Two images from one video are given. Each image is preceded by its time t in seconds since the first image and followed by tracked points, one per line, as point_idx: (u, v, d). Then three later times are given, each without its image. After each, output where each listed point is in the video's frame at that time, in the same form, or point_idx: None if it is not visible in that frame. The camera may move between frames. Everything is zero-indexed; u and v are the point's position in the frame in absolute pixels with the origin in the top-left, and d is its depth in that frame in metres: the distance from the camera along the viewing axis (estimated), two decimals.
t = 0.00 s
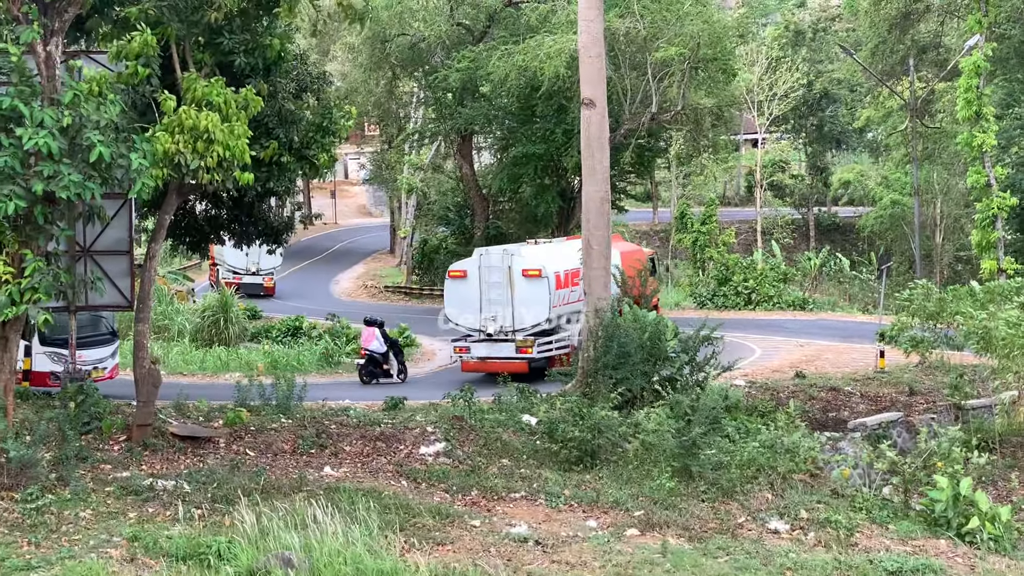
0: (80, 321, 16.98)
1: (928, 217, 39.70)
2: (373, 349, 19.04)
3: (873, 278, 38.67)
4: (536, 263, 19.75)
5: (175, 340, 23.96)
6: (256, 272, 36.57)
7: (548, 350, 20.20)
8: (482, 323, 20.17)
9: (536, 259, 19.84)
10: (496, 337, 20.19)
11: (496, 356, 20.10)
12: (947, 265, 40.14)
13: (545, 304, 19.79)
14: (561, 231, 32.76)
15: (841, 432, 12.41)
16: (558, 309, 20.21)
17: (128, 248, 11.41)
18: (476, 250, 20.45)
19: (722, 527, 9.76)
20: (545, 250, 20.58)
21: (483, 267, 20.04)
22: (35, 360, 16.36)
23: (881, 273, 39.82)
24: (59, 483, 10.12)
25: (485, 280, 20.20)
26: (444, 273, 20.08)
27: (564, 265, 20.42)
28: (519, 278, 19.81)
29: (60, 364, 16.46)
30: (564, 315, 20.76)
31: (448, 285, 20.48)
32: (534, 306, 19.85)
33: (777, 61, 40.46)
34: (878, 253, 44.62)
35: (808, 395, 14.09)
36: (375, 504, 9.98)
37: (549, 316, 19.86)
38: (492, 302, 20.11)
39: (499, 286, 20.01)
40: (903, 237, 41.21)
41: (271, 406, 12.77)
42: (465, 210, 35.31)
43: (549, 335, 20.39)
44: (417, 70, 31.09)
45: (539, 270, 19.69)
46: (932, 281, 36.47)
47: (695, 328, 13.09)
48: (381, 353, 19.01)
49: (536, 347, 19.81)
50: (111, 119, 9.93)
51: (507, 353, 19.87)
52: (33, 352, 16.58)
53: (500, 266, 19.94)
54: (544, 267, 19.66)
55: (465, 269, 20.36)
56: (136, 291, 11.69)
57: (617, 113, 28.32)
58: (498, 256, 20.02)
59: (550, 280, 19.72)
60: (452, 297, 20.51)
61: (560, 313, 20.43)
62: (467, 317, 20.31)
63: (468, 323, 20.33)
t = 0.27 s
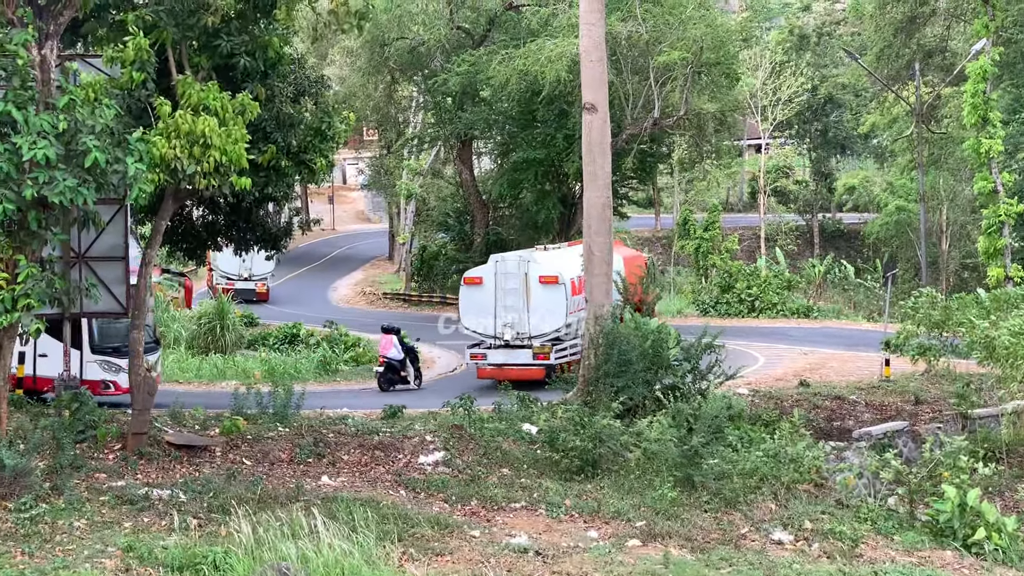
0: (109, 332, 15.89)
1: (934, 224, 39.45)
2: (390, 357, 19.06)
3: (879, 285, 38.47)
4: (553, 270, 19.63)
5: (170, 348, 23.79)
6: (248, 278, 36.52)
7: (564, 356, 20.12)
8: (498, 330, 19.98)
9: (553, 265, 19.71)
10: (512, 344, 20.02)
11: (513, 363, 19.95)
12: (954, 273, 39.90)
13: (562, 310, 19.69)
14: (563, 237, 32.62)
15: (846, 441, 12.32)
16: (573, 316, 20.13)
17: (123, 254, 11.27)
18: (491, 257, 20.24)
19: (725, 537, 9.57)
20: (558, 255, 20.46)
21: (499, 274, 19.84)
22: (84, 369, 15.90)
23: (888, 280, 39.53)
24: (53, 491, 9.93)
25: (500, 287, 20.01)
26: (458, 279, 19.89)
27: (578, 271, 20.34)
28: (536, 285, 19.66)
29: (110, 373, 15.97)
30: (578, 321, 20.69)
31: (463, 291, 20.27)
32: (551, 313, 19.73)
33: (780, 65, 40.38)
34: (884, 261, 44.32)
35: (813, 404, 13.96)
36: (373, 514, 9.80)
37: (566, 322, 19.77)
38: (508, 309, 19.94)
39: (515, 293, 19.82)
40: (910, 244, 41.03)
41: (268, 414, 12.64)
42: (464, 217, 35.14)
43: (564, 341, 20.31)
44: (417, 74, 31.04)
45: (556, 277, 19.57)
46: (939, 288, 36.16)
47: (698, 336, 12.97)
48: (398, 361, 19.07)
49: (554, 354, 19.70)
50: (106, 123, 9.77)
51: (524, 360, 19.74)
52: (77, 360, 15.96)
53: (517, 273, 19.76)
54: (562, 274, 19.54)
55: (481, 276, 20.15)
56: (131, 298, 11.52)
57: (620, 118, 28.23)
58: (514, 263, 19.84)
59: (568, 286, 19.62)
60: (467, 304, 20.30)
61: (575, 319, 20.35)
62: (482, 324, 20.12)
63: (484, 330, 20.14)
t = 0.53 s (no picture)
0: (159, 337, 15.65)
1: (939, 227, 39.29)
2: (407, 361, 19.06)
3: (885, 289, 38.30)
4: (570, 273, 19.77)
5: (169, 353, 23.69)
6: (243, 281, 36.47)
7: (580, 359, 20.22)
8: (515, 333, 20.04)
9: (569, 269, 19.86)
10: (529, 347, 20.07)
11: (530, 366, 19.99)
12: (959, 277, 39.76)
13: (579, 314, 19.81)
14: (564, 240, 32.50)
15: (852, 449, 12.09)
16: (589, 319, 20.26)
17: (120, 259, 11.15)
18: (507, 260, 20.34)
19: (728, 544, 9.43)
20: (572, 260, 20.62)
21: (515, 277, 19.94)
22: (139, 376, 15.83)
23: (893, 284, 39.38)
24: (49, 498, 9.79)
25: (517, 290, 20.11)
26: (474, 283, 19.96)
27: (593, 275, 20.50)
28: (553, 288, 19.78)
29: (164, 380, 15.78)
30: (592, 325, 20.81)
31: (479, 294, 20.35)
32: (568, 316, 19.85)
33: (784, 67, 40.27)
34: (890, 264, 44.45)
35: (817, 410, 13.87)
36: (373, 521, 9.66)
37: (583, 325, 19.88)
38: (525, 313, 20.01)
39: (532, 296, 19.90)
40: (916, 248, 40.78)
41: (266, 420, 12.52)
42: (464, 220, 35.02)
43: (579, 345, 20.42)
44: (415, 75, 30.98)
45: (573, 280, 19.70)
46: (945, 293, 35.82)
47: (700, 341, 12.88)
48: (415, 365, 19.06)
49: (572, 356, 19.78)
50: (103, 126, 9.58)
51: (542, 363, 19.77)
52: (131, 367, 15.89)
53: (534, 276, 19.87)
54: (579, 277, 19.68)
55: (497, 279, 20.25)
56: (128, 302, 11.41)
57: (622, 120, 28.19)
58: (531, 266, 19.95)
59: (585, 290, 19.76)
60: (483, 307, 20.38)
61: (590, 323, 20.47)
62: (499, 327, 20.18)
63: (501, 333, 20.21)
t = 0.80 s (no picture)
0: (207, 342, 15.95)
1: (948, 228, 38.99)
2: (423, 363, 19.17)
3: (892, 291, 38.05)
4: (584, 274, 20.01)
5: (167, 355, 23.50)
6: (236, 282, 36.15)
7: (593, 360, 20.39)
8: (529, 334, 20.16)
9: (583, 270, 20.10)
10: (543, 348, 20.17)
11: (544, 367, 20.06)
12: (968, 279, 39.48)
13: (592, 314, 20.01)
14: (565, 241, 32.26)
15: (859, 453, 12.07)
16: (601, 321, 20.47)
17: (112, 261, 10.93)
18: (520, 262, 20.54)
19: (734, 552, 9.20)
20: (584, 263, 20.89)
21: (530, 278, 20.12)
22: (187, 381, 15.79)
23: (902, 286, 39.08)
24: (39, 506, 9.54)
25: (530, 291, 20.27)
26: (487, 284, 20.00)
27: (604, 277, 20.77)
28: (567, 288, 20.00)
29: (211, 386, 15.89)
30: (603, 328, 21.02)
31: (492, 296, 20.45)
32: (582, 316, 20.04)
33: (790, 65, 39.99)
34: (898, 264, 44.34)
35: (824, 414, 13.67)
36: (370, 529, 9.41)
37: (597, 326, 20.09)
38: (539, 313, 20.16)
39: (546, 297, 20.08)
40: (924, 249, 40.59)
41: (262, 426, 12.29)
42: (465, 221, 34.80)
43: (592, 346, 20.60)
44: (414, 74, 30.76)
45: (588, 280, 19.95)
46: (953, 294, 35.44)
47: (704, 344, 12.66)
48: (430, 367, 19.17)
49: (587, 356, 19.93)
50: (93, 124, 9.22)
51: (558, 363, 19.86)
52: (178, 372, 15.84)
53: (548, 277, 20.08)
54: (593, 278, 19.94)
55: (510, 281, 20.38)
56: (120, 307, 11.19)
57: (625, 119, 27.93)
58: (545, 267, 20.17)
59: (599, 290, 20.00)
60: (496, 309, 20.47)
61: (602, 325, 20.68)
62: (512, 328, 20.27)
63: (514, 335, 20.28)
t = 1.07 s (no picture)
0: (258, 344, 16.18)
1: (949, 229, 39.00)
2: (435, 363, 19.34)
3: (892, 292, 38.05)
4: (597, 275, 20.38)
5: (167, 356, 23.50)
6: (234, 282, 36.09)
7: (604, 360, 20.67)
8: (542, 333, 20.38)
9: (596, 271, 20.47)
10: (555, 348, 20.42)
11: (557, 366, 20.19)
12: (969, 280, 39.49)
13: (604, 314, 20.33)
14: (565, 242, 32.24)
15: (858, 454, 12.07)
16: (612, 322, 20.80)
17: (111, 262, 10.92)
18: (532, 263, 20.83)
19: (734, 554, 9.18)
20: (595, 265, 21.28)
21: (543, 277, 20.40)
22: (241, 383, 16.01)
23: (903, 287, 39.09)
24: (38, 508, 9.52)
25: (543, 291, 20.54)
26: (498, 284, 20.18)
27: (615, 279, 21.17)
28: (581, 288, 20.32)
29: (263, 387, 16.19)
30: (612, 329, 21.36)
31: (504, 296, 20.66)
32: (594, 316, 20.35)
33: (790, 65, 40.00)
34: (899, 265, 44.34)
35: (825, 415, 13.66)
36: (370, 530, 9.38)
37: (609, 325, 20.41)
38: (552, 313, 20.41)
39: (559, 296, 20.36)
40: (924, 250, 40.76)
41: (261, 428, 12.27)
42: (464, 222, 34.80)
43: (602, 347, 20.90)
44: (414, 75, 30.76)
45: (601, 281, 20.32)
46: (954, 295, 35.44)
47: (705, 345, 12.66)
48: (443, 366, 19.32)
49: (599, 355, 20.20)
50: (92, 125, 9.21)
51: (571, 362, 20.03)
52: (232, 373, 16.04)
53: (561, 277, 20.39)
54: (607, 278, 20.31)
55: (522, 281, 20.63)
56: (119, 308, 11.16)
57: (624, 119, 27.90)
58: (558, 268, 20.47)
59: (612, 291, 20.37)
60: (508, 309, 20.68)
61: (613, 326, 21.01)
62: (524, 328, 20.47)
63: (527, 334, 20.48)
